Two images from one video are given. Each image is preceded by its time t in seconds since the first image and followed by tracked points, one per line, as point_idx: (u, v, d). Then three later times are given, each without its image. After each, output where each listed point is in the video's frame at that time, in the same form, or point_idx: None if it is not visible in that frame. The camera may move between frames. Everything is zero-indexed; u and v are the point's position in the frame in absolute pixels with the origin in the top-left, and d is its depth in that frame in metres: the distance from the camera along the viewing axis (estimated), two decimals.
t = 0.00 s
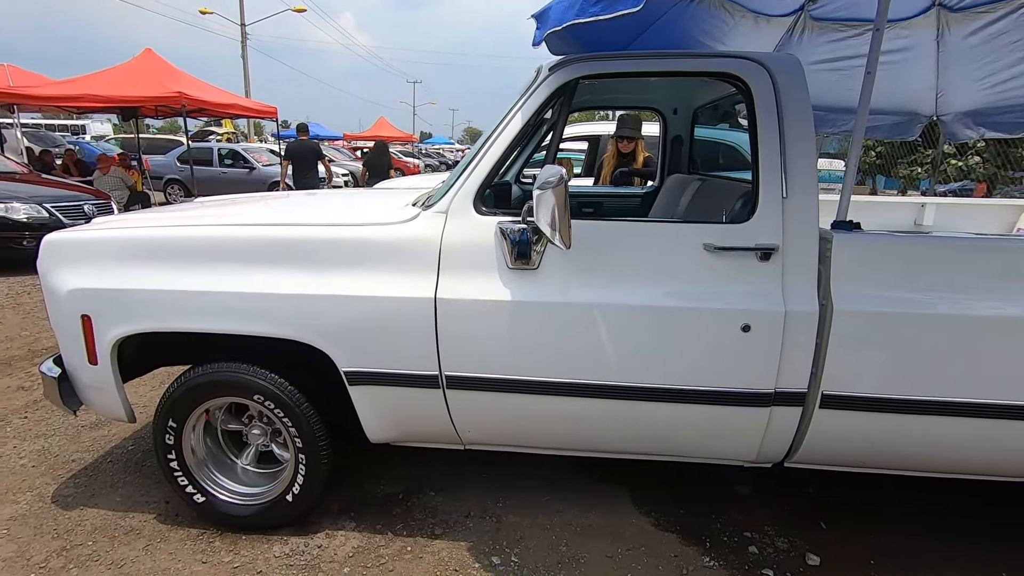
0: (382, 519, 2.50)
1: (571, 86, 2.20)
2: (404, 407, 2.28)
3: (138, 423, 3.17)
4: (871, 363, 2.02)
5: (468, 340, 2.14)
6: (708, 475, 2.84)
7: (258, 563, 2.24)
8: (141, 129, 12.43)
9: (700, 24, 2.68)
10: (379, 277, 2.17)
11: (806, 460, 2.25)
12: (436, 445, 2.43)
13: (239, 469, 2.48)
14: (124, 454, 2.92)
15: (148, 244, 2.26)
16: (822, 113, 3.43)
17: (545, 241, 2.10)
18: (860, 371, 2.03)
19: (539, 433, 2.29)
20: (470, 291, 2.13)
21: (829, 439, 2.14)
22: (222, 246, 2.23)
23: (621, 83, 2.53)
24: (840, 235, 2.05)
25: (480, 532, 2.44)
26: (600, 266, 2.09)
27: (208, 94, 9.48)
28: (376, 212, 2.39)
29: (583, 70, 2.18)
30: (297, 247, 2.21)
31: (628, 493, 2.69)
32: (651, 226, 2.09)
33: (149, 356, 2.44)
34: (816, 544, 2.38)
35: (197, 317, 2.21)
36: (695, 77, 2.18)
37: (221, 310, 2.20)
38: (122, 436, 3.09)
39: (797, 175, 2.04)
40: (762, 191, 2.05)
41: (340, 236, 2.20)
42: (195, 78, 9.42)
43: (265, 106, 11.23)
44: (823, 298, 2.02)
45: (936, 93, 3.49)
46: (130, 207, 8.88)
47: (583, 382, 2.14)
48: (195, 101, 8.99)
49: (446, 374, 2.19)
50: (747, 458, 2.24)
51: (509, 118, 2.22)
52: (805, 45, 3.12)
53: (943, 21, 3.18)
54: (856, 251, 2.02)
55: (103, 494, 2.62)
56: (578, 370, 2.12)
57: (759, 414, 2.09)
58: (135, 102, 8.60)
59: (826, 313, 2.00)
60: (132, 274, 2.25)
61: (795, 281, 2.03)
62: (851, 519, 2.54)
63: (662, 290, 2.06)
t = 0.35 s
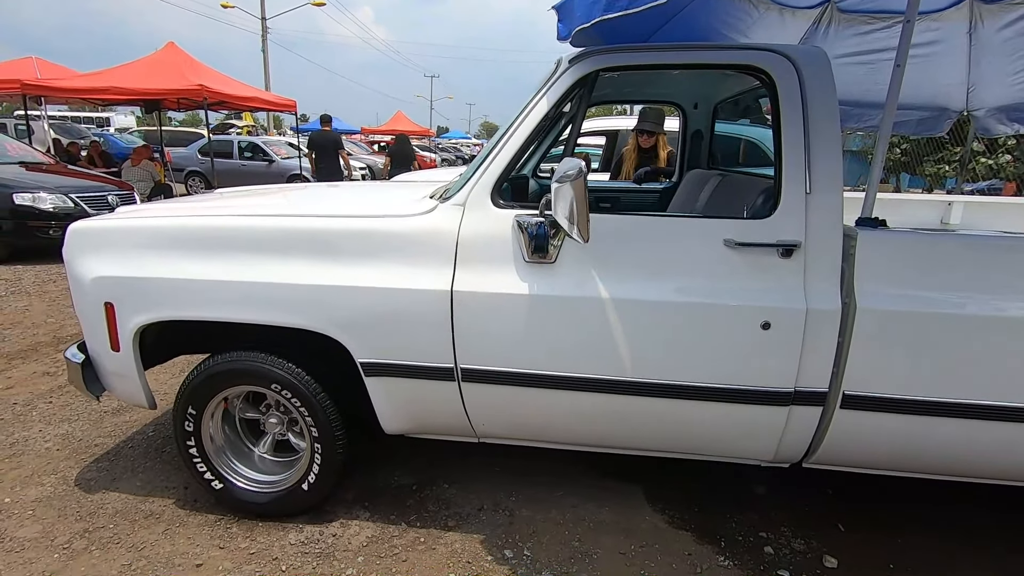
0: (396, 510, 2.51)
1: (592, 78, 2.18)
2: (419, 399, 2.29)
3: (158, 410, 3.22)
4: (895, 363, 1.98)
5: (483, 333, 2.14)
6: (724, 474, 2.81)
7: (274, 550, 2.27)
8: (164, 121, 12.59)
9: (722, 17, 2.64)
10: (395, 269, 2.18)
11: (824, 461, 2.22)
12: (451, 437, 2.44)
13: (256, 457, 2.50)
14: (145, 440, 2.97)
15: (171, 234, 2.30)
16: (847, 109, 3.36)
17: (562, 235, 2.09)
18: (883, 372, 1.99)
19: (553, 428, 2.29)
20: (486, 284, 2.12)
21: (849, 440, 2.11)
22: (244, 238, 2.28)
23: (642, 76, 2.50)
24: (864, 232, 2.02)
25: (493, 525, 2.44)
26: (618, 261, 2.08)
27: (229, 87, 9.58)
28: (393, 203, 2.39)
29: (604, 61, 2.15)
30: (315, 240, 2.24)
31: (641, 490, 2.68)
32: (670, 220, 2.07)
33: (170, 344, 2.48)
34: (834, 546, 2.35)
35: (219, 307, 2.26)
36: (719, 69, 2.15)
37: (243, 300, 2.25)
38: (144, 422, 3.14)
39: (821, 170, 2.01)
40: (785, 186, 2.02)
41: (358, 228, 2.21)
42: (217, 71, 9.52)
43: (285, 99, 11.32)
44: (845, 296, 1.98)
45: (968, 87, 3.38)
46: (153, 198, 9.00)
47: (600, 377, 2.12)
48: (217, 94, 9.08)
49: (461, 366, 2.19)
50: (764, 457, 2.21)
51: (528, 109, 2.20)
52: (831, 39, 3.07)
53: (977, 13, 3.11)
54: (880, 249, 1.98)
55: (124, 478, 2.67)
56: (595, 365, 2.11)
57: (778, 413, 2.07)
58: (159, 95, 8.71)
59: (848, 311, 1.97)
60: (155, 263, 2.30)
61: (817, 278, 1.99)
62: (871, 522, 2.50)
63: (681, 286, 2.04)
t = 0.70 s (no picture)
0: (411, 507, 2.54)
1: (614, 84, 2.21)
2: (438, 398, 2.32)
3: (169, 405, 3.23)
4: (908, 369, 2.02)
5: (503, 334, 2.17)
6: (733, 476, 2.86)
7: (292, 545, 2.29)
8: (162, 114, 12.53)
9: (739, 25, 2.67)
10: (417, 270, 2.21)
11: (836, 464, 2.26)
12: (467, 436, 2.47)
13: (272, 454, 2.53)
14: (158, 434, 2.98)
15: (191, 231, 2.30)
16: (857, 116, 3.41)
17: (583, 238, 2.12)
18: (896, 377, 2.03)
19: (570, 428, 2.32)
20: (507, 286, 2.15)
21: (861, 444, 2.15)
22: (265, 235, 2.28)
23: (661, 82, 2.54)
24: (881, 240, 2.06)
25: (507, 523, 2.47)
26: (638, 265, 2.12)
27: (230, 81, 9.55)
28: (413, 204, 2.42)
29: (627, 66, 2.18)
30: (337, 238, 2.25)
31: (652, 490, 2.71)
32: (690, 226, 2.11)
33: (188, 340, 2.50)
34: (842, 548, 2.39)
35: (239, 304, 2.27)
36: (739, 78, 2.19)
37: (263, 298, 2.25)
38: (155, 417, 3.15)
39: (839, 179, 2.06)
40: (804, 194, 2.06)
41: (381, 228, 2.24)
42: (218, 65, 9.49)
43: (286, 93, 11.29)
44: (861, 302, 2.03)
45: (977, 98, 3.43)
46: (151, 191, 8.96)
47: (619, 379, 2.16)
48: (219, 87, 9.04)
49: (481, 367, 2.22)
50: (776, 459, 2.26)
51: (550, 114, 2.24)
52: (844, 47, 3.10)
53: (988, 23, 3.17)
54: (896, 257, 2.03)
55: (138, 473, 2.69)
56: (614, 367, 2.15)
57: (792, 416, 2.11)
58: (159, 87, 8.67)
59: (864, 318, 2.02)
60: (175, 260, 2.29)
61: (834, 285, 2.04)
62: (878, 524, 2.55)
63: (700, 291, 2.08)
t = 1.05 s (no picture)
0: (447, 514, 2.61)
1: (660, 113, 2.32)
2: (480, 408, 2.40)
3: (204, 407, 3.31)
4: (940, 394, 2.12)
5: (549, 349, 2.26)
6: (757, 492, 2.94)
7: (336, 547, 2.37)
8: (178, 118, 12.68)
9: (775, 60, 2.80)
10: (467, 284, 2.30)
11: (864, 483, 2.35)
12: (505, 446, 2.55)
13: (313, 457, 2.60)
14: (195, 436, 3.05)
15: (248, 241, 2.41)
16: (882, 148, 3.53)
17: (629, 259, 2.22)
18: (927, 402, 2.13)
19: (607, 441, 2.40)
20: (554, 302, 2.25)
21: (890, 465, 2.24)
22: (320, 246, 2.38)
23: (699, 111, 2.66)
24: (914, 269, 2.16)
25: (541, 532, 2.54)
26: (681, 286, 2.21)
27: (251, 89, 9.70)
28: (461, 220, 2.51)
29: (675, 97, 2.31)
30: (390, 252, 2.35)
31: (679, 505, 2.79)
32: (732, 250, 2.21)
33: (237, 344, 2.60)
34: (866, 566, 2.47)
35: (294, 312, 2.35)
36: (778, 111, 2.31)
37: (316, 307, 2.34)
38: (190, 418, 3.22)
39: (875, 210, 2.16)
40: (842, 223, 2.17)
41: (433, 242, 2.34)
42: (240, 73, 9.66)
43: (303, 102, 11.45)
44: (895, 328, 2.12)
45: (1000, 134, 3.56)
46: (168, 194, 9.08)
47: (659, 395, 2.24)
48: (239, 95, 9.20)
49: (525, 379, 2.31)
50: (807, 476, 2.34)
51: (599, 139, 2.35)
52: (872, 81, 3.22)
53: (1015, 65, 3.17)
54: (929, 287, 2.13)
55: (180, 473, 2.76)
56: (654, 384, 2.23)
57: (826, 436, 2.20)
58: (180, 93, 8.82)
59: (898, 343, 2.11)
60: (233, 268, 2.39)
61: (869, 311, 2.13)
62: (901, 544, 2.63)
63: (740, 312, 2.17)
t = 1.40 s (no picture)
0: (465, 516, 2.65)
1: (681, 125, 2.41)
2: (501, 412, 2.44)
3: (223, 410, 3.35)
4: (954, 402, 2.17)
5: (570, 355, 2.31)
6: (770, 497, 2.99)
7: (358, 548, 2.41)
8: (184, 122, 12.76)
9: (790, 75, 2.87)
10: (491, 290, 2.35)
11: (877, 489, 2.40)
12: (524, 450, 2.59)
13: (334, 459, 2.65)
14: (214, 437, 3.10)
15: (276, 247, 2.48)
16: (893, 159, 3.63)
17: (649, 267, 2.27)
18: (942, 410, 2.18)
19: (625, 446, 2.45)
20: (576, 309, 2.30)
21: (905, 471, 2.29)
22: (348, 253, 2.44)
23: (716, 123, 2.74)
24: (929, 280, 2.22)
25: (559, 535, 2.59)
26: (701, 294, 2.26)
27: (259, 93, 9.78)
28: (483, 228, 2.57)
29: (696, 111, 2.39)
30: (416, 259, 2.40)
31: (693, 509, 2.84)
32: (751, 260, 2.26)
33: (261, 347, 2.67)
34: (878, 571, 2.52)
35: (322, 316, 2.40)
36: (795, 124, 2.38)
37: (343, 311, 2.39)
38: (208, 420, 3.26)
39: (891, 221, 2.22)
40: (859, 235, 2.22)
41: (457, 250, 2.39)
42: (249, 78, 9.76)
43: (310, 107, 11.53)
44: (910, 337, 2.18)
45: (1009, 147, 3.64)
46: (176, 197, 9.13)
47: (679, 402, 2.29)
48: (248, 100, 9.28)
49: (546, 385, 2.35)
50: (822, 482, 2.39)
51: (621, 150, 2.44)
52: (884, 96, 3.27)
53: None
54: (944, 297, 2.19)
55: (201, 474, 2.80)
56: (673, 390, 2.28)
57: (841, 442, 2.25)
58: (188, 97, 8.89)
59: (913, 352, 2.16)
60: (261, 273, 2.47)
61: (885, 320, 2.19)
62: (913, 550, 2.68)
63: (758, 320, 2.22)
